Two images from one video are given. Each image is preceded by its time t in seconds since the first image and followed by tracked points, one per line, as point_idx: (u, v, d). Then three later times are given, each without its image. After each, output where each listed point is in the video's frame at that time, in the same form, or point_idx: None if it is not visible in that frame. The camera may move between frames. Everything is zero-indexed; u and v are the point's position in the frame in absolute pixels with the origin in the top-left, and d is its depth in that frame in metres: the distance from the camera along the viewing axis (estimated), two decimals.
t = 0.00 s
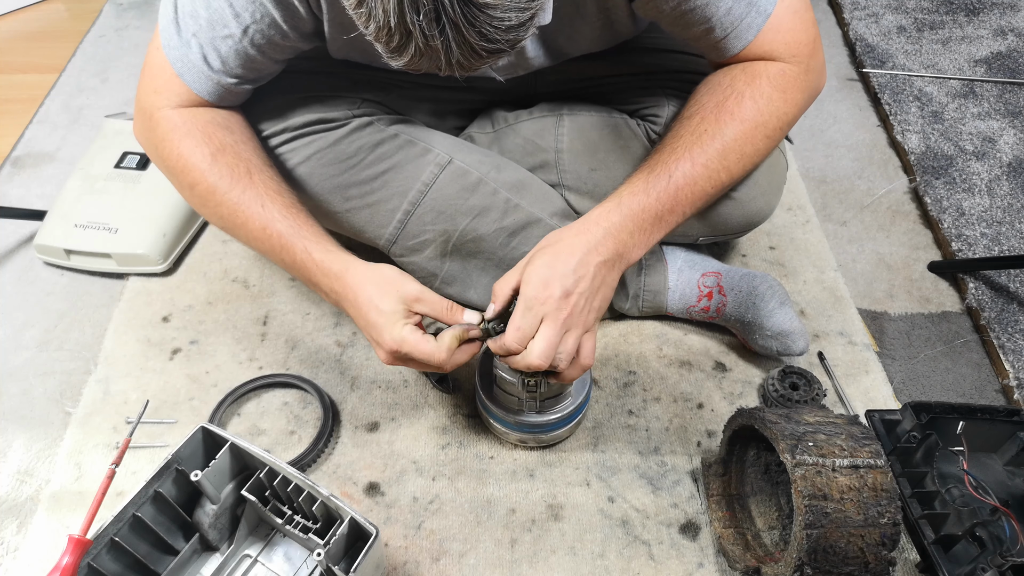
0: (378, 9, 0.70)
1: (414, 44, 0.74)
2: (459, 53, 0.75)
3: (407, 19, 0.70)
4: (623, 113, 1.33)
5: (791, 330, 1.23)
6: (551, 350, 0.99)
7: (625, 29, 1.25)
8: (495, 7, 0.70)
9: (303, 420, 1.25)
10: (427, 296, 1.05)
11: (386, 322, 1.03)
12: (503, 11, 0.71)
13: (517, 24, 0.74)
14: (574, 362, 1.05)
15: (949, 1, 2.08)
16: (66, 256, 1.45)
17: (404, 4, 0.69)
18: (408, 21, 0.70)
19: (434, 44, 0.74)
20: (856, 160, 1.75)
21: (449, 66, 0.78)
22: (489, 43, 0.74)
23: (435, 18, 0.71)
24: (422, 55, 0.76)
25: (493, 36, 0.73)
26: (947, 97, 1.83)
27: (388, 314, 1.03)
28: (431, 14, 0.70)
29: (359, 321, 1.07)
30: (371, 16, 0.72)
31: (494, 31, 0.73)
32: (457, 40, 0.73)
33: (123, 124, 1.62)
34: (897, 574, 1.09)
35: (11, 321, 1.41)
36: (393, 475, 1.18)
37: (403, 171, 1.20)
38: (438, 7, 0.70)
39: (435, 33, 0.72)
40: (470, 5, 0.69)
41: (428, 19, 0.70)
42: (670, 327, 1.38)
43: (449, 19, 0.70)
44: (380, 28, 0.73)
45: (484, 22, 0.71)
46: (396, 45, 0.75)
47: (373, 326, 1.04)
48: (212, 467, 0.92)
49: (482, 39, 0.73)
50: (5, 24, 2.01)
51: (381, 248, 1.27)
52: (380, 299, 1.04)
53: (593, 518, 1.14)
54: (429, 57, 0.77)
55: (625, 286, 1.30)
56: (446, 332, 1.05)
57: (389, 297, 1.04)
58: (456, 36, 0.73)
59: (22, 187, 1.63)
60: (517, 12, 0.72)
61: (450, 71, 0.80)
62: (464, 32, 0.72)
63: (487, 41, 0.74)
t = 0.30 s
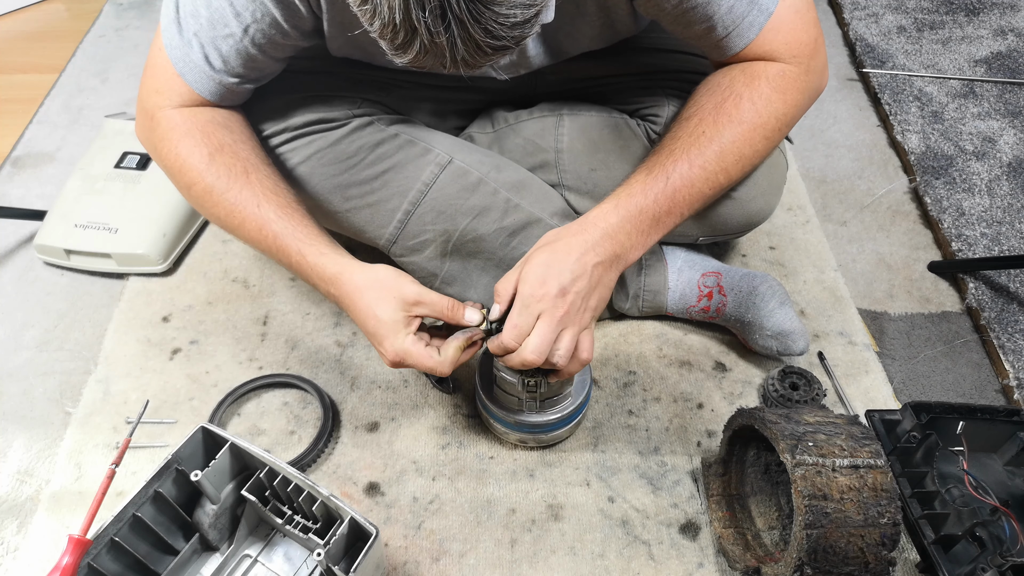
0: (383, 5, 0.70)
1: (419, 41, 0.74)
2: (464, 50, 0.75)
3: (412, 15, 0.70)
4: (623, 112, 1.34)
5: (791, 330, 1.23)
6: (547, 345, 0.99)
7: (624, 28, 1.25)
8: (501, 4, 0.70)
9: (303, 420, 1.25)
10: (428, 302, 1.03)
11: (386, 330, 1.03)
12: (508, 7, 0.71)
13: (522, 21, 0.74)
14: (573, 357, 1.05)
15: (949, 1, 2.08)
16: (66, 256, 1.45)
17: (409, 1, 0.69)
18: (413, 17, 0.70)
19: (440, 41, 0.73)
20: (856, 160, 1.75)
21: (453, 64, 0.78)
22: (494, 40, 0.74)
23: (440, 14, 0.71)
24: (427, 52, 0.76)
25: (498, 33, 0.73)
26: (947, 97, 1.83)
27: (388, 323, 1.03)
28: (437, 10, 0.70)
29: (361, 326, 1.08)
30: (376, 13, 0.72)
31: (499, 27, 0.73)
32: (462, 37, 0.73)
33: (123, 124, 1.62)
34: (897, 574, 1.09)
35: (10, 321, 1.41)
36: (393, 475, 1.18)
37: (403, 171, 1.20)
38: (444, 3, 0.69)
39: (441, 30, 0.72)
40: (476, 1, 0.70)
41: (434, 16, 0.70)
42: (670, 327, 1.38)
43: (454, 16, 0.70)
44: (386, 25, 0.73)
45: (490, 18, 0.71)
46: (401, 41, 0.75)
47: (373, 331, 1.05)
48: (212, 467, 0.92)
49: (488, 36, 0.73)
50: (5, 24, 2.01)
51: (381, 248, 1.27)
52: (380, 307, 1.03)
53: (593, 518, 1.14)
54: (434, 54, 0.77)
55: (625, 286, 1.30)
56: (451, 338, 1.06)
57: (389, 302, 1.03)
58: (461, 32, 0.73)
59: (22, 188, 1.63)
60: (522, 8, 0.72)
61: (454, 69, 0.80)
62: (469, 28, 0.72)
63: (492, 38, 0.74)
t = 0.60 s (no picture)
0: (374, 3, 0.70)
1: (410, 39, 0.74)
2: (455, 49, 0.75)
3: (403, 13, 0.70)
4: (623, 112, 1.34)
5: (791, 330, 1.23)
6: (556, 350, 0.99)
7: (624, 29, 1.25)
8: (492, 3, 0.70)
9: (303, 420, 1.25)
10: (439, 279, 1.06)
11: (387, 303, 1.01)
12: (499, 7, 0.71)
13: (514, 21, 0.74)
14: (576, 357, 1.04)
15: (949, 1, 2.08)
16: (66, 256, 1.45)
17: None
18: (404, 16, 0.70)
19: (430, 39, 0.73)
20: (856, 160, 1.75)
21: (446, 62, 0.78)
22: (485, 40, 0.74)
23: (431, 13, 0.71)
24: (419, 51, 0.76)
25: (489, 32, 0.73)
26: (947, 97, 1.83)
27: (392, 296, 1.01)
28: (428, 9, 0.70)
29: (361, 307, 1.06)
30: (367, 10, 0.72)
31: (491, 27, 0.73)
32: (453, 36, 0.73)
33: (123, 124, 1.62)
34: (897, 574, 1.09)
35: (11, 321, 1.41)
36: (393, 475, 1.18)
37: (403, 171, 1.21)
38: (435, 2, 0.69)
39: (431, 28, 0.72)
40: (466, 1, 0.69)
41: (424, 14, 0.70)
42: (670, 327, 1.38)
43: (444, 15, 0.70)
44: (377, 23, 0.73)
45: (481, 18, 0.71)
46: (392, 40, 0.75)
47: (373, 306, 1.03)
48: (211, 467, 0.92)
49: (478, 36, 0.73)
50: (5, 24, 2.01)
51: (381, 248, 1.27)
52: (388, 282, 1.02)
53: (593, 518, 1.14)
54: (426, 53, 0.77)
55: (625, 286, 1.30)
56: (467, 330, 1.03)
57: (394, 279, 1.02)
58: (452, 32, 0.72)
59: (22, 188, 1.63)
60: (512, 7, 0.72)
61: (446, 68, 0.80)
62: (460, 28, 0.72)
63: (483, 37, 0.74)
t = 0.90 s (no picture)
0: (382, 5, 0.70)
1: (418, 42, 0.74)
2: (463, 50, 0.75)
3: (411, 16, 0.70)
4: (623, 112, 1.34)
5: (791, 329, 1.23)
6: (552, 342, 0.99)
7: (625, 28, 1.25)
8: (500, 5, 0.70)
9: (303, 420, 1.25)
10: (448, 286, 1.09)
11: (396, 282, 1.02)
12: (507, 8, 0.71)
13: (522, 22, 0.74)
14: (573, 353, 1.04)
15: (949, 1, 2.08)
16: (66, 256, 1.45)
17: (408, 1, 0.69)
18: (412, 18, 0.71)
19: (438, 42, 0.73)
20: (856, 160, 1.75)
21: (453, 65, 0.78)
22: (493, 42, 0.75)
23: (439, 15, 0.71)
24: (427, 53, 0.76)
25: (497, 34, 0.74)
26: (947, 97, 1.83)
27: (401, 283, 1.02)
28: (436, 11, 0.70)
29: (366, 298, 1.05)
30: (375, 12, 0.72)
31: (499, 29, 0.73)
32: (461, 38, 0.73)
33: (123, 124, 1.62)
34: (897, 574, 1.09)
35: (11, 321, 1.41)
36: (393, 475, 1.18)
37: (403, 170, 1.21)
38: (443, 3, 0.70)
39: (439, 31, 0.72)
40: (475, 3, 0.70)
41: (433, 17, 0.70)
42: (670, 327, 1.38)
43: (453, 17, 0.71)
44: (385, 26, 0.73)
45: (488, 19, 0.71)
46: (400, 42, 0.75)
47: (378, 291, 1.03)
48: (212, 467, 0.92)
49: (486, 37, 0.74)
50: (5, 24, 2.01)
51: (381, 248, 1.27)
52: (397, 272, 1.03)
53: (593, 518, 1.14)
54: (433, 55, 0.77)
55: (625, 286, 1.30)
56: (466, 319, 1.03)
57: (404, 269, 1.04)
58: (460, 33, 0.73)
59: (22, 188, 1.63)
60: (520, 10, 0.72)
61: (453, 70, 0.80)
62: (468, 29, 0.72)
63: (491, 39, 0.74)
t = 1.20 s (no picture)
0: (378, 4, 0.70)
1: (415, 41, 0.74)
2: (460, 49, 0.75)
3: (407, 15, 0.70)
4: (623, 112, 1.34)
5: (791, 329, 1.23)
6: (552, 343, 0.99)
7: (624, 27, 1.25)
8: (496, 4, 0.70)
9: (303, 420, 1.25)
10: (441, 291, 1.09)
11: (388, 290, 1.02)
12: (504, 7, 0.71)
13: (518, 21, 0.74)
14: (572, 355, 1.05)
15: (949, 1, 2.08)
16: (66, 256, 1.45)
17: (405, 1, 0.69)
18: (409, 17, 0.70)
19: (435, 41, 0.73)
20: (856, 160, 1.75)
21: (450, 63, 0.78)
22: (489, 40, 0.74)
23: (435, 14, 0.71)
24: (423, 52, 0.76)
25: (494, 33, 0.73)
26: (947, 97, 1.83)
27: (394, 288, 1.02)
28: (432, 9, 0.70)
29: (356, 307, 1.05)
30: (372, 12, 0.72)
31: (496, 28, 0.73)
32: (458, 37, 0.73)
33: (123, 124, 1.62)
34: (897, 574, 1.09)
35: (11, 321, 1.41)
36: (393, 475, 1.18)
37: (403, 171, 1.21)
38: (439, 3, 0.70)
39: (436, 30, 0.72)
40: (471, 2, 0.70)
41: (429, 16, 0.70)
42: (670, 327, 1.38)
43: (449, 15, 0.70)
44: (382, 25, 0.73)
45: (485, 18, 0.71)
46: (397, 41, 0.75)
47: (369, 298, 1.03)
48: (212, 467, 0.92)
49: (482, 36, 0.74)
50: (5, 24, 2.01)
51: (381, 248, 1.27)
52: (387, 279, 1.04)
53: (593, 518, 1.14)
54: (430, 54, 0.77)
55: (625, 286, 1.30)
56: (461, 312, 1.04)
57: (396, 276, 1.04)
58: (456, 32, 0.73)
59: (22, 188, 1.63)
60: (516, 8, 0.72)
61: (451, 69, 0.80)
62: (464, 28, 0.72)
63: (488, 38, 0.74)
